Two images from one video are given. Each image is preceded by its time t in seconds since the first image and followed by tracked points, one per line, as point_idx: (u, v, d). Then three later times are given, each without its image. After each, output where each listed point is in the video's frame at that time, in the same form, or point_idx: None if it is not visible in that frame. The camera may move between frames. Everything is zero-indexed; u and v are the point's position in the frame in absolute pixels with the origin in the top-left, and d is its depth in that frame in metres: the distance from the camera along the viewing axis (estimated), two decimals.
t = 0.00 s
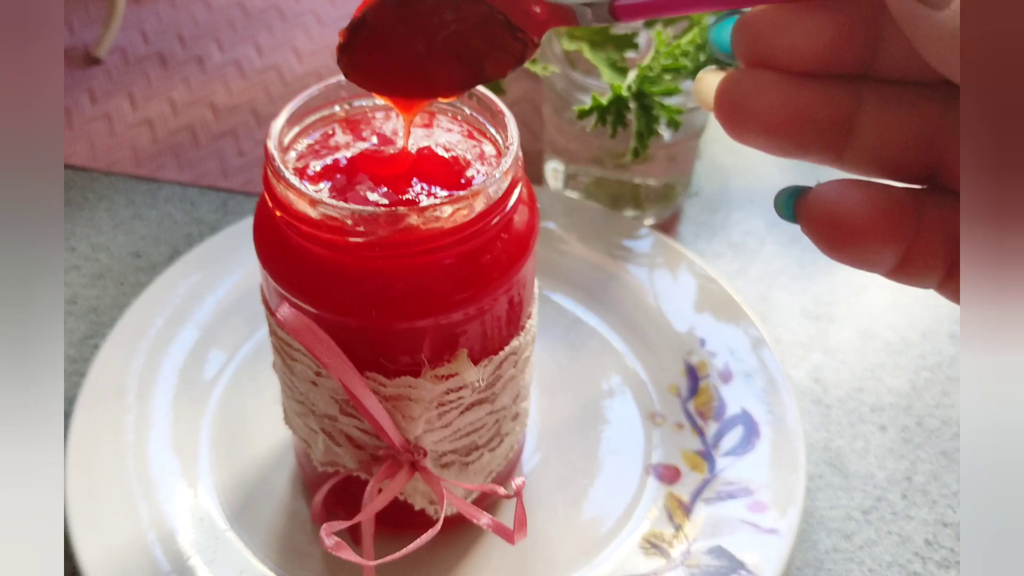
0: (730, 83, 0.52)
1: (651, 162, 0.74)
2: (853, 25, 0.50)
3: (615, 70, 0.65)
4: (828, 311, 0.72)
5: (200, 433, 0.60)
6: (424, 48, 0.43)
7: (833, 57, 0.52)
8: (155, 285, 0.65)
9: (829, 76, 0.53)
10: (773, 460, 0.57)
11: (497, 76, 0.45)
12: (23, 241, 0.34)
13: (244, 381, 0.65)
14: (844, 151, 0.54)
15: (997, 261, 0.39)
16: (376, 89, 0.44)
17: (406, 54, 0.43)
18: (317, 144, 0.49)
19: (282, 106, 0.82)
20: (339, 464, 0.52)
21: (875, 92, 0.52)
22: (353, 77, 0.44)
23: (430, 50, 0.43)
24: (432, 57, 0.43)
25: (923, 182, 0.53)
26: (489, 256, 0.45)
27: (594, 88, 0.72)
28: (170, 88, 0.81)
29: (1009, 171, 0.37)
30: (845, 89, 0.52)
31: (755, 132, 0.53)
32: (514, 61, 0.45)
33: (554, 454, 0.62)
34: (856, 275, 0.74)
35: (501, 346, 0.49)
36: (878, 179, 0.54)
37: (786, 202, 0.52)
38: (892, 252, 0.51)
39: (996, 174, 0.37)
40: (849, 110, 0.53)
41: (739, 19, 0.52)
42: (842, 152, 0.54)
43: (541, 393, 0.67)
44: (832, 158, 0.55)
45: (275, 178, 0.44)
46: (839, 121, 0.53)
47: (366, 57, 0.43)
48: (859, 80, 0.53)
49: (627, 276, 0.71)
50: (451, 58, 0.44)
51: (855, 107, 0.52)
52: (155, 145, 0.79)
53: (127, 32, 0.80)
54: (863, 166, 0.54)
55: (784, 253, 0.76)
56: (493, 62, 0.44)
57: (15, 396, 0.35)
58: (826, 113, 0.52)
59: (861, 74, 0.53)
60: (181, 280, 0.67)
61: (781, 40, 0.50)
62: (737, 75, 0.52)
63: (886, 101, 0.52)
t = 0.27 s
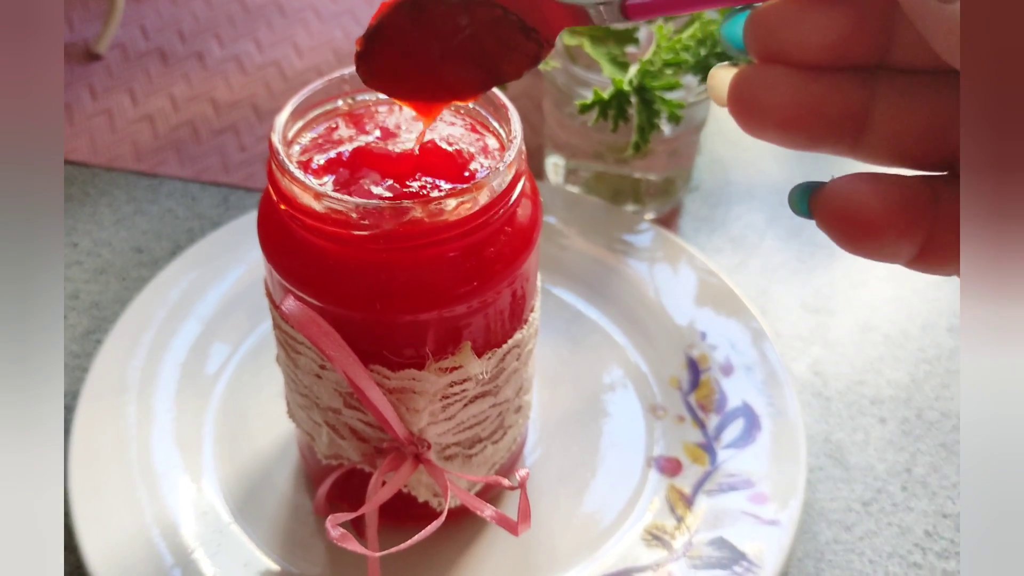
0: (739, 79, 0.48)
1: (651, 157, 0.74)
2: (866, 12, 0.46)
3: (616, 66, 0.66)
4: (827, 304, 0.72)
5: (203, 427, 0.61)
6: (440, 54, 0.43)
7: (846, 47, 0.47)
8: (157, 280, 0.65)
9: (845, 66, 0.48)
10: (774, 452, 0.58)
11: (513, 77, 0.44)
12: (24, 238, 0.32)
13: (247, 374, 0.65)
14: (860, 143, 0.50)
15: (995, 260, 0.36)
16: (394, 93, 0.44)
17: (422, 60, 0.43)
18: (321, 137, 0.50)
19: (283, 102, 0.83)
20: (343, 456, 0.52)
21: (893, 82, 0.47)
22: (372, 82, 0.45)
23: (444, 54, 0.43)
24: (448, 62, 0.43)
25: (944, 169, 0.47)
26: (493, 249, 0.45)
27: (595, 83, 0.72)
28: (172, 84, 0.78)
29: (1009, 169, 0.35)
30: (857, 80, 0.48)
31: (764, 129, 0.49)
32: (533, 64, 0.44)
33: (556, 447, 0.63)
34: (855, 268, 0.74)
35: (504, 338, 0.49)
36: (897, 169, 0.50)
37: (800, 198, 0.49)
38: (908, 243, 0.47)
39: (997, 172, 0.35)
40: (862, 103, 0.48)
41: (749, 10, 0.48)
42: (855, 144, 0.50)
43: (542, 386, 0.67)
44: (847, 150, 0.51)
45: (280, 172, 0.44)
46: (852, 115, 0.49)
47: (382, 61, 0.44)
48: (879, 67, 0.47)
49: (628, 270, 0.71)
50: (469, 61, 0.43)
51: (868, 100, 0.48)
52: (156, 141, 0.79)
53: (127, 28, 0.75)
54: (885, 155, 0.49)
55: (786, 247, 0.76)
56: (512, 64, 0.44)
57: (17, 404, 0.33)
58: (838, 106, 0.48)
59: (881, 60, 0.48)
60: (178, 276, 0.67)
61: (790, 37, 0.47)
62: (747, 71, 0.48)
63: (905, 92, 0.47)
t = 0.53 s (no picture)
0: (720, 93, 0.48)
1: (650, 156, 0.74)
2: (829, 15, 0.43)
3: (616, 66, 0.66)
4: (827, 303, 0.72)
5: (204, 427, 0.61)
6: (432, 85, 0.44)
7: (815, 52, 0.45)
8: (158, 279, 0.66)
9: (822, 68, 0.45)
10: (772, 451, 0.58)
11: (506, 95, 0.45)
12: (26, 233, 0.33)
13: (248, 373, 0.65)
14: (848, 141, 0.46)
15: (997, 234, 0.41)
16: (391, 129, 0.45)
17: (415, 94, 0.44)
18: (322, 137, 0.50)
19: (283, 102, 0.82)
20: (344, 456, 0.52)
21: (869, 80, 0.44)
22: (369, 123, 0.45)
23: (436, 86, 0.44)
24: (441, 93, 0.44)
25: (940, 152, 0.44)
26: (493, 248, 0.45)
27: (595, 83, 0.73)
28: (171, 83, 0.81)
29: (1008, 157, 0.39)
30: (834, 80, 0.45)
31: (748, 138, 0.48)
32: (524, 75, 0.45)
33: (556, 445, 0.63)
34: (854, 266, 0.74)
35: (504, 338, 0.49)
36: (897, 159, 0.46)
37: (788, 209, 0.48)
38: (906, 239, 0.43)
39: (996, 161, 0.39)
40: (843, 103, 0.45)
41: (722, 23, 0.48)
42: (847, 143, 0.46)
43: (542, 386, 0.67)
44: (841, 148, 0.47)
45: (281, 172, 0.45)
46: (831, 115, 0.45)
47: (375, 103, 0.44)
48: (855, 65, 0.44)
49: (627, 270, 0.71)
50: (460, 87, 0.44)
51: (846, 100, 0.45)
52: (156, 142, 0.79)
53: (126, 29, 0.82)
54: (878, 149, 0.46)
55: (784, 246, 0.76)
56: (503, 82, 0.45)
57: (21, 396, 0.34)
58: (814, 109, 0.45)
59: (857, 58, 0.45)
60: (179, 276, 0.67)
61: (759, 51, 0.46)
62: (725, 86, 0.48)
63: (885, 87, 0.44)
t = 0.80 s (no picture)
0: (688, 95, 0.50)
1: (648, 162, 0.75)
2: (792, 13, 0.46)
3: (612, 71, 0.66)
4: (824, 308, 0.72)
5: (204, 432, 0.61)
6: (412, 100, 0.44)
7: (781, 48, 0.48)
8: (158, 285, 0.66)
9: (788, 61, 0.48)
10: (771, 456, 0.58)
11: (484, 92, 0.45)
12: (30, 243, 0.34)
13: (247, 379, 0.65)
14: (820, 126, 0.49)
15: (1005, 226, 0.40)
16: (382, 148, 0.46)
17: (397, 111, 0.45)
18: (320, 144, 0.50)
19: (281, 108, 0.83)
20: (343, 462, 0.52)
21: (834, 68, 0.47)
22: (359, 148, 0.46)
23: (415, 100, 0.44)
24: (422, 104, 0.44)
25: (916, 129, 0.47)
26: (492, 255, 0.46)
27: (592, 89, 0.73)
28: (170, 90, 0.81)
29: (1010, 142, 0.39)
30: (802, 71, 0.48)
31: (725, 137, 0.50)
32: (496, 80, 0.45)
33: (555, 450, 0.63)
34: (851, 271, 0.75)
35: (503, 344, 0.49)
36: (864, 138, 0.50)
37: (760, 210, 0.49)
38: (888, 222, 0.46)
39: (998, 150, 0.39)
40: (812, 91, 0.48)
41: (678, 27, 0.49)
42: (818, 128, 0.50)
43: (541, 391, 0.67)
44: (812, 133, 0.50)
45: (280, 179, 0.45)
46: (802, 104, 0.49)
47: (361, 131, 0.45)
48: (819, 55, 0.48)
49: (626, 275, 0.72)
50: (437, 97, 0.44)
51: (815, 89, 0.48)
52: (155, 147, 0.80)
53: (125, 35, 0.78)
54: (848, 131, 0.50)
55: (782, 251, 0.76)
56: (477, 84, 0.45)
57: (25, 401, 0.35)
58: (787, 101, 0.49)
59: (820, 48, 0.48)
60: (179, 281, 0.67)
61: (726, 55, 0.48)
62: (691, 88, 0.50)
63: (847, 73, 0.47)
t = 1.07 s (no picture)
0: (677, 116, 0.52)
1: (649, 170, 0.75)
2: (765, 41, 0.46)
3: (613, 82, 0.66)
4: (824, 316, 0.73)
5: (209, 442, 0.61)
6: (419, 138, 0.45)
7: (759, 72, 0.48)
8: (161, 295, 0.66)
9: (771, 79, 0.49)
10: (772, 465, 0.58)
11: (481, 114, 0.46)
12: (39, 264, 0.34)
13: (249, 388, 0.66)
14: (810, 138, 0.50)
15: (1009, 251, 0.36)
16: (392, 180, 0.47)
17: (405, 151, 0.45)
18: (324, 157, 0.50)
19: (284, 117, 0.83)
20: (347, 472, 0.53)
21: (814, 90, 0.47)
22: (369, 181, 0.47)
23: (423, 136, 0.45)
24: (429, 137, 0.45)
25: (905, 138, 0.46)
26: (494, 268, 0.46)
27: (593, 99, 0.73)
28: (173, 99, 0.82)
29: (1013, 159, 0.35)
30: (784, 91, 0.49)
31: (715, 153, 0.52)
32: (493, 101, 0.45)
33: (557, 460, 0.63)
34: (850, 279, 0.75)
35: (505, 355, 0.50)
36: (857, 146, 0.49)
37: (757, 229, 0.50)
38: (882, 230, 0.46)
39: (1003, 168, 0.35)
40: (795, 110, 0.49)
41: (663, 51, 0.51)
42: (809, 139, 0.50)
43: (543, 400, 0.68)
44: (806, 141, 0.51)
45: (285, 193, 0.45)
46: (785, 121, 0.49)
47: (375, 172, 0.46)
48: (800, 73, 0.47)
49: (627, 284, 0.72)
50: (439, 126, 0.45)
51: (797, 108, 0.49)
52: (158, 157, 0.80)
53: (129, 44, 0.82)
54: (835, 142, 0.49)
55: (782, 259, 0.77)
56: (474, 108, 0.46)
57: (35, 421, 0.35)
58: (771, 120, 0.49)
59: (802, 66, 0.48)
60: (183, 291, 0.68)
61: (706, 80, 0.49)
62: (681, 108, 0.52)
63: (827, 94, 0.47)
